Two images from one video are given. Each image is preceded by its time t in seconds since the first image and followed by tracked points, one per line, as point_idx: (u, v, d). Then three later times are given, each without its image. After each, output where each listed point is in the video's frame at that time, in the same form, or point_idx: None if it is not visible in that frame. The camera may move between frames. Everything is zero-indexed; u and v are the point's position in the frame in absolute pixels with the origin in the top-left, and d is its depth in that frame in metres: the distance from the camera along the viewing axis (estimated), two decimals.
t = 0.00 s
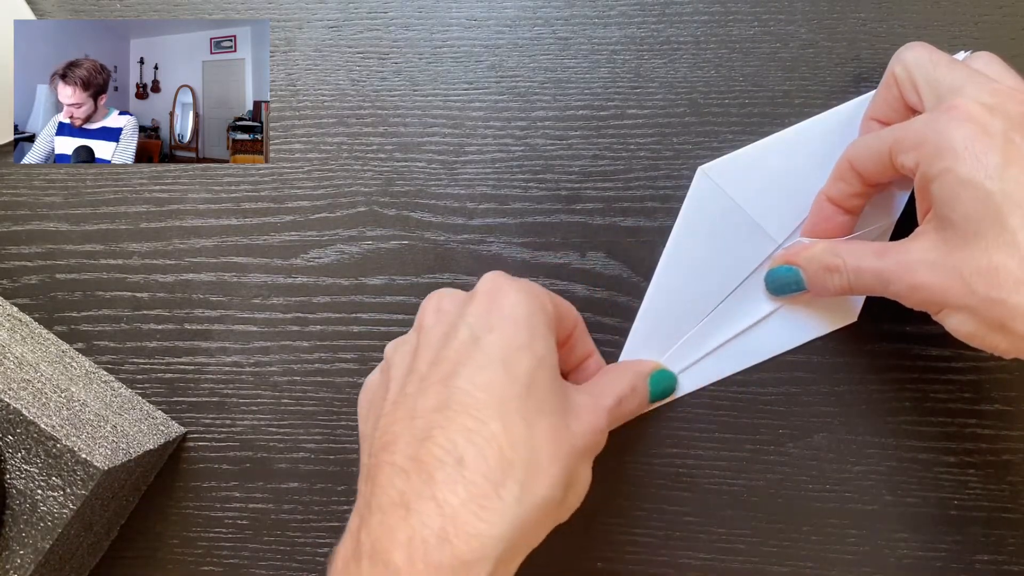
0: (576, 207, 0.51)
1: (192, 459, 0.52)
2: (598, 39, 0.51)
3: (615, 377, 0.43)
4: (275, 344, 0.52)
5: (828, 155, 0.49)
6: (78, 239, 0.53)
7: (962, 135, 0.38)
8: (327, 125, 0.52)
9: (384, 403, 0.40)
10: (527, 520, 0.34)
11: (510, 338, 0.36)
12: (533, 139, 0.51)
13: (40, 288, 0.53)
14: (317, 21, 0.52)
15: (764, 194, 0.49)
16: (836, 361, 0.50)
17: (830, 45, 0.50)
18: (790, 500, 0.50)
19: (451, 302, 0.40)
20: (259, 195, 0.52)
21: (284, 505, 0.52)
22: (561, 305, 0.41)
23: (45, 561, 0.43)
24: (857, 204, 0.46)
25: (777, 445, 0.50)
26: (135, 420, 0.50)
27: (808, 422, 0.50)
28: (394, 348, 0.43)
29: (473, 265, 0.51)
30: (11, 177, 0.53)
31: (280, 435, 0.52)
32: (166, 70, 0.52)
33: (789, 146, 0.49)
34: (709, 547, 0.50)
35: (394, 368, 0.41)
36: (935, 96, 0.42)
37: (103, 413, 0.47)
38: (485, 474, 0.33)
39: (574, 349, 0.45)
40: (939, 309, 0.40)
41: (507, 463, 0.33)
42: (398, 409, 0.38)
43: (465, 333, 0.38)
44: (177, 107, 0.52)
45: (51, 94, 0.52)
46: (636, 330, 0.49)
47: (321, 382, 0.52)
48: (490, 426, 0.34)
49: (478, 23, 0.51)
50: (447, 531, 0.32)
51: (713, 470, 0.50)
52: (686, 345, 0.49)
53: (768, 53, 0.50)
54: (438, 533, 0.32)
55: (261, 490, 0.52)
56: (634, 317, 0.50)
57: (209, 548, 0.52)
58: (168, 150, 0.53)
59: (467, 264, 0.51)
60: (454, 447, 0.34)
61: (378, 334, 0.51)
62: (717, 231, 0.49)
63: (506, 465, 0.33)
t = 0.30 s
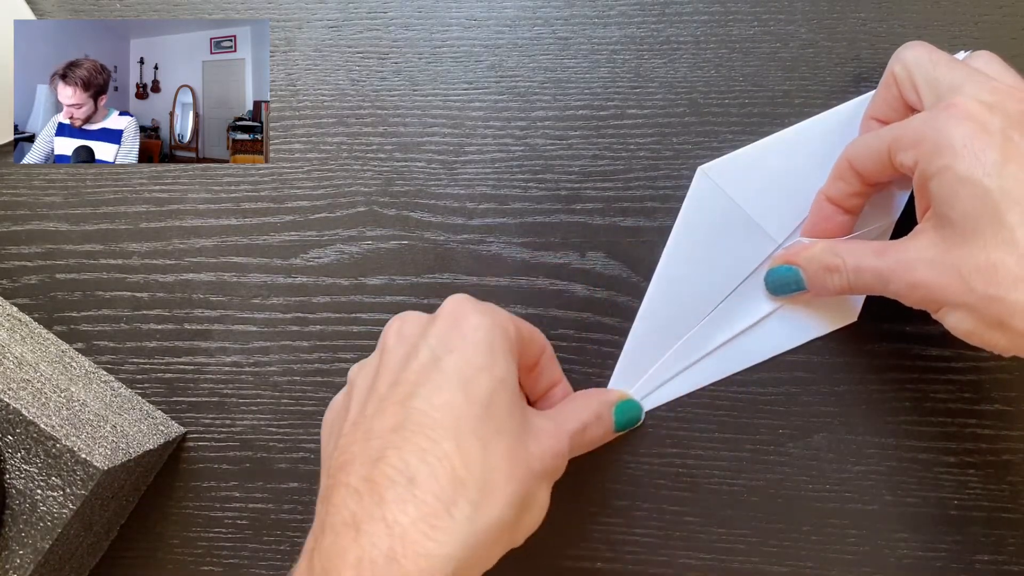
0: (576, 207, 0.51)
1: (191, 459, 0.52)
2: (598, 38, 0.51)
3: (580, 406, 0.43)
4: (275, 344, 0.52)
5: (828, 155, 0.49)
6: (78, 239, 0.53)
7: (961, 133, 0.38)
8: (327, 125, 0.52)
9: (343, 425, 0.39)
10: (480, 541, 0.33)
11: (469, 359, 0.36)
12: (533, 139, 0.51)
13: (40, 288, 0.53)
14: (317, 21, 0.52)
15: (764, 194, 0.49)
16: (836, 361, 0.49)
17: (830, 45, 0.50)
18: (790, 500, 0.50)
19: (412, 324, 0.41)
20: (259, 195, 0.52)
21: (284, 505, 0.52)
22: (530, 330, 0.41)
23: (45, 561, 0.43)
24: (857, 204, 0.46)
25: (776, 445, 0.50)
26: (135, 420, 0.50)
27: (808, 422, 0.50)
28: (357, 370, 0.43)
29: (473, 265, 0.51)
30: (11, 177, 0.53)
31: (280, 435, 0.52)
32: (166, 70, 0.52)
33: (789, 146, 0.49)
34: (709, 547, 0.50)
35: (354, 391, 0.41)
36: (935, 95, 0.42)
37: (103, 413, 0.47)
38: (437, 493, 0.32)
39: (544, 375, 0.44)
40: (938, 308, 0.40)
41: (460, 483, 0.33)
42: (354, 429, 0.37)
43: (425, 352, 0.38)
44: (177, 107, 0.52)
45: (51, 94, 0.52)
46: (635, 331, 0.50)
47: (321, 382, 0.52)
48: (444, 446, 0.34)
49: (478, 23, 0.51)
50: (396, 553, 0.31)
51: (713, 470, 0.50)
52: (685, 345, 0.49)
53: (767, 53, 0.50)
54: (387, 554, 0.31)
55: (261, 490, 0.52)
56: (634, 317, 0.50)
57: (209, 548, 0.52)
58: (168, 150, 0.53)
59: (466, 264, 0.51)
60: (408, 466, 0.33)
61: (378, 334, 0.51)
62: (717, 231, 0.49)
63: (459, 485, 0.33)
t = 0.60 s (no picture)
0: (576, 207, 0.51)
1: (192, 459, 0.52)
2: (598, 38, 0.51)
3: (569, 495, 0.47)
4: (275, 344, 0.52)
5: (828, 155, 0.49)
6: (78, 239, 0.53)
7: (961, 136, 0.38)
8: (327, 125, 0.52)
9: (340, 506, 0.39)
10: None
11: (459, 455, 0.35)
12: (534, 139, 0.51)
13: (40, 289, 0.53)
14: (317, 21, 0.52)
15: (765, 194, 0.49)
16: (836, 361, 0.50)
17: (830, 45, 0.50)
18: (789, 500, 0.50)
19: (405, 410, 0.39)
20: (259, 195, 0.52)
21: (284, 505, 0.52)
22: (525, 391, 0.40)
23: (45, 561, 0.43)
24: (857, 204, 0.46)
25: (776, 445, 0.50)
26: (135, 420, 0.50)
27: (808, 422, 0.50)
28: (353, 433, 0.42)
29: (473, 265, 0.51)
30: (11, 177, 0.53)
31: (280, 435, 0.52)
32: (166, 70, 0.52)
33: (789, 146, 0.49)
34: (709, 547, 0.50)
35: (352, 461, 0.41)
36: (935, 96, 0.42)
37: (103, 413, 0.48)
38: None
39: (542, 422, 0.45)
40: (938, 309, 0.41)
41: None
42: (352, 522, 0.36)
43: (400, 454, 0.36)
44: (177, 107, 0.52)
45: (51, 95, 0.52)
46: (635, 331, 0.50)
47: (321, 382, 0.52)
48: (435, 566, 0.32)
49: (478, 23, 0.51)
50: None
51: (713, 470, 0.50)
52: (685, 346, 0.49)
53: (767, 54, 0.50)
54: None
55: (261, 490, 0.52)
56: (634, 317, 0.50)
57: (209, 548, 0.52)
58: (168, 150, 0.53)
59: (466, 264, 0.51)
60: None
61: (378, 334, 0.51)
62: (717, 231, 0.49)
63: None
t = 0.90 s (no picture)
0: (576, 207, 0.51)
1: (191, 459, 0.52)
2: (598, 38, 0.51)
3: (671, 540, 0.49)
4: (275, 344, 0.52)
5: (828, 156, 0.49)
6: (78, 239, 0.53)
7: (961, 135, 0.38)
8: (327, 125, 0.52)
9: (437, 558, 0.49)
10: None
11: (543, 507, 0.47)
12: (533, 139, 0.51)
13: (40, 289, 0.53)
14: (317, 21, 0.52)
15: (764, 195, 0.49)
16: (836, 360, 0.50)
17: (830, 45, 0.50)
18: (789, 500, 0.50)
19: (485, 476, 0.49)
20: (259, 195, 0.52)
21: (284, 505, 0.52)
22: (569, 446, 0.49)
23: (44, 561, 0.43)
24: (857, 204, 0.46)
25: (776, 445, 0.50)
26: (135, 420, 0.50)
27: (808, 421, 0.50)
28: (427, 498, 0.49)
29: (473, 265, 0.51)
30: (11, 177, 0.53)
31: (279, 435, 0.52)
32: (166, 70, 0.52)
33: (789, 147, 0.49)
34: (708, 547, 0.50)
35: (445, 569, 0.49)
36: (935, 94, 0.42)
37: (103, 413, 0.47)
38: None
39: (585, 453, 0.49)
40: (940, 307, 0.41)
41: None
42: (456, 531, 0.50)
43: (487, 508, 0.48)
44: (177, 107, 0.52)
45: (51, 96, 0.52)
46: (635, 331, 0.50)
47: (321, 382, 0.52)
48: None
49: (478, 23, 0.51)
50: None
51: (713, 470, 0.50)
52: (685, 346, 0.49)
53: (767, 54, 0.50)
54: None
55: (261, 490, 0.52)
56: (634, 317, 0.50)
57: (209, 548, 0.52)
58: (168, 150, 0.53)
59: (466, 264, 0.51)
60: None
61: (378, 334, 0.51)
62: (717, 232, 0.49)
63: None
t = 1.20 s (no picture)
0: (576, 207, 0.51)
1: (191, 459, 0.52)
2: (598, 38, 0.51)
3: (687, 544, 0.49)
4: (275, 344, 0.52)
5: (828, 155, 0.49)
6: (78, 239, 0.53)
7: (961, 132, 0.38)
8: (327, 125, 0.52)
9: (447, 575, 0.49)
10: None
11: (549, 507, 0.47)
12: (533, 139, 0.51)
13: (40, 288, 0.53)
14: (317, 21, 0.52)
15: (764, 194, 0.49)
16: (836, 360, 0.49)
17: (830, 45, 0.50)
18: (789, 500, 0.50)
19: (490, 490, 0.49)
20: (259, 195, 0.52)
21: (284, 505, 0.52)
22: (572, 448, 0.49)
23: (44, 561, 0.43)
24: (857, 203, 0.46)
25: (776, 445, 0.50)
26: (135, 420, 0.50)
27: (808, 421, 0.50)
28: (430, 518, 0.49)
29: (473, 265, 0.51)
30: (11, 177, 0.53)
31: (279, 435, 0.52)
32: (166, 70, 0.52)
33: (790, 147, 0.49)
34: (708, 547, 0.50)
35: None
36: (935, 93, 0.42)
37: (103, 413, 0.47)
38: None
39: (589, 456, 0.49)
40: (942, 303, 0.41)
41: None
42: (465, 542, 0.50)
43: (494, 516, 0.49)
44: (177, 107, 0.52)
45: (52, 96, 0.52)
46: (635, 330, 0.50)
47: (321, 382, 0.52)
48: None
49: (478, 23, 0.51)
50: None
51: (713, 470, 0.50)
52: (685, 345, 0.49)
53: (767, 54, 0.50)
54: None
55: (260, 490, 0.52)
56: (634, 317, 0.50)
57: (209, 548, 0.52)
58: (168, 150, 0.53)
59: (466, 264, 0.51)
60: None
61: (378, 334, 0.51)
62: (717, 232, 0.49)
63: None
